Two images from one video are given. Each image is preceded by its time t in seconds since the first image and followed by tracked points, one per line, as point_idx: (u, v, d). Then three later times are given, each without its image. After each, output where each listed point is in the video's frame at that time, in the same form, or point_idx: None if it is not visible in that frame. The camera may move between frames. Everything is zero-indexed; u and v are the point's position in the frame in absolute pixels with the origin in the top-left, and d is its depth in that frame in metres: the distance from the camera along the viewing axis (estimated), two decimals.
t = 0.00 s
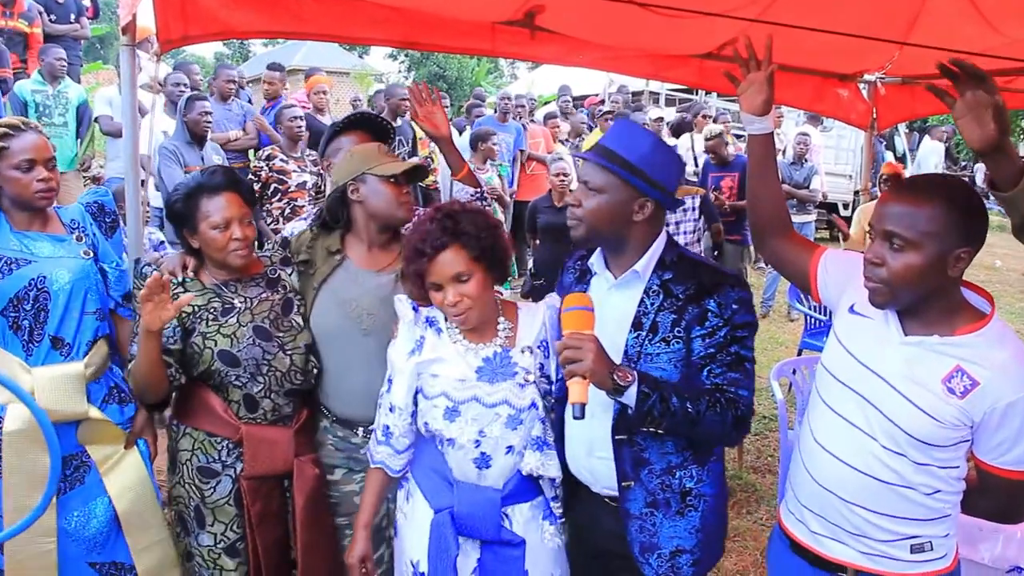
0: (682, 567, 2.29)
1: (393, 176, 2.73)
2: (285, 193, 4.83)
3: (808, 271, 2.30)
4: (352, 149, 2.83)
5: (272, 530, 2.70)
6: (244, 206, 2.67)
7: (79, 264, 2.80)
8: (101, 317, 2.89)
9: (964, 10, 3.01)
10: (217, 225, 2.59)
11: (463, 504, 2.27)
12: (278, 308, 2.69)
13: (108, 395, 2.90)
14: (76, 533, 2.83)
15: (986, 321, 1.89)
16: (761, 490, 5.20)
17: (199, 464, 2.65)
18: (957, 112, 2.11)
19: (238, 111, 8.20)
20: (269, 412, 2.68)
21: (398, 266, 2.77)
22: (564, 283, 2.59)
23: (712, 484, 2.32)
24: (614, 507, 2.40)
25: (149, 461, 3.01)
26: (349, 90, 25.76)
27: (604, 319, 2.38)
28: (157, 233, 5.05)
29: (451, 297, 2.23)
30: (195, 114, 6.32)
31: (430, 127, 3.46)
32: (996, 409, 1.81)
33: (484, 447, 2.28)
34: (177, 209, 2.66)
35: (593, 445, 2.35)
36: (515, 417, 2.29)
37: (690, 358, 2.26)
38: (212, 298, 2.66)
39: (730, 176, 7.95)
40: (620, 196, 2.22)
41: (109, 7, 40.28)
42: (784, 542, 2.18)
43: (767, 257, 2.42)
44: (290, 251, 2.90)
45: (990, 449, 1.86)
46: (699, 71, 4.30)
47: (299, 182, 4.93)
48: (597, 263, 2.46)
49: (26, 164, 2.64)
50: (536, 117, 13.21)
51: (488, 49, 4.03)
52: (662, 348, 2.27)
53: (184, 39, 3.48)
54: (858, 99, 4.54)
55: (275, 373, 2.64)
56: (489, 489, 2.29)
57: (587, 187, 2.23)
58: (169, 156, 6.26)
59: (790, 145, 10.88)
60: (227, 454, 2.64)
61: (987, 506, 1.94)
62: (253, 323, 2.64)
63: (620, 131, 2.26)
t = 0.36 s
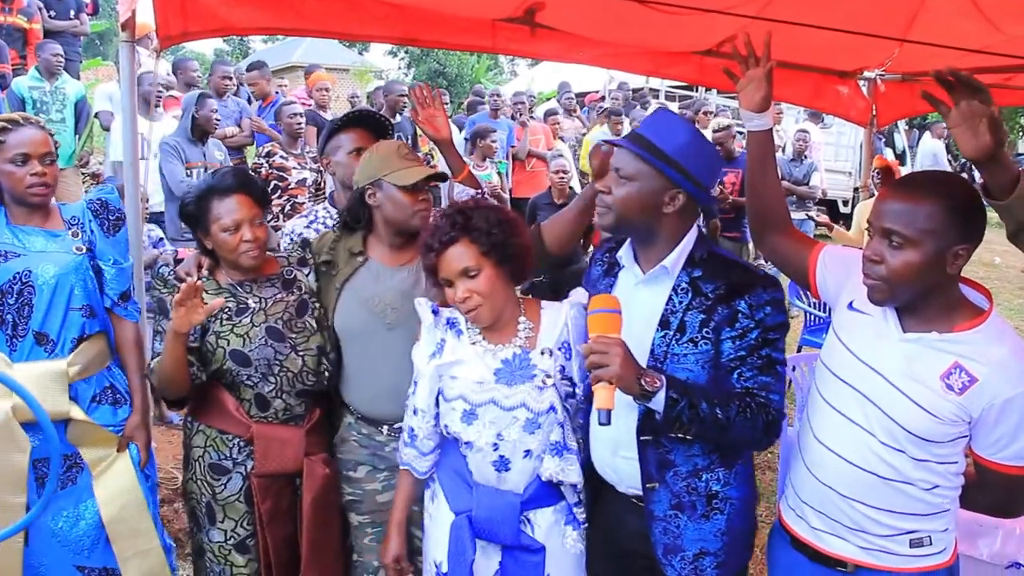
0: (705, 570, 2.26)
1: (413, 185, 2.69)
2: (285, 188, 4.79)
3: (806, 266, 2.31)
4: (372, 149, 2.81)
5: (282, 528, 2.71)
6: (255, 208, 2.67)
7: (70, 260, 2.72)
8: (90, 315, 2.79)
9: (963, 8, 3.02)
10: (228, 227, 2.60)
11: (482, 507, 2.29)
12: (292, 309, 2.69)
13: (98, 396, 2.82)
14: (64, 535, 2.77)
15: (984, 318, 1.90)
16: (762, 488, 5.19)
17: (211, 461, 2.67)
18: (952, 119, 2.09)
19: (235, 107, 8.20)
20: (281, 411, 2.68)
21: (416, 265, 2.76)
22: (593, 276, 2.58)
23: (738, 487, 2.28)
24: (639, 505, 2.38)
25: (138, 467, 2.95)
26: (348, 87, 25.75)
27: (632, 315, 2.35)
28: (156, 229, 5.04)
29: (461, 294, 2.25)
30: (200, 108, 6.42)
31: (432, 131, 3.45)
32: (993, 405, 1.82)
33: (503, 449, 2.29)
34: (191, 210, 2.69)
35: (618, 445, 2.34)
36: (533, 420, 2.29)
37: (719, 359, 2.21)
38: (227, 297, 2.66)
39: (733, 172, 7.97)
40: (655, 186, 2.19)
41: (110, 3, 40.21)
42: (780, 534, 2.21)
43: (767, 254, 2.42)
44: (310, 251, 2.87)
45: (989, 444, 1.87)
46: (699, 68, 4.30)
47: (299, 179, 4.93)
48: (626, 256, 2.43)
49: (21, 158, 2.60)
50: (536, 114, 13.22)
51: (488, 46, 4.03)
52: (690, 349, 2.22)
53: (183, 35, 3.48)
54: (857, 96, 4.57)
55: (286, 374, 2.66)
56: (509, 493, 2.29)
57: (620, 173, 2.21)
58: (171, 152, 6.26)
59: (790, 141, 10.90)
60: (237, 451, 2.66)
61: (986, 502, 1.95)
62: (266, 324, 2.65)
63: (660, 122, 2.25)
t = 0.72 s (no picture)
0: None
1: (414, 176, 2.75)
2: (284, 186, 4.79)
3: (805, 262, 2.31)
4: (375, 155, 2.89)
5: (283, 526, 2.72)
6: (261, 206, 2.66)
7: (67, 260, 2.72)
8: (85, 315, 2.78)
9: (962, 7, 3.02)
10: (232, 229, 2.62)
11: (482, 514, 2.30)
12: (303, 308, 2.70)
13: (92, 396, 2.80)
14: (51, 537, 2.77)
15: (982, 316, 1.91)
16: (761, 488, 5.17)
17: (214, 455, 2.67)
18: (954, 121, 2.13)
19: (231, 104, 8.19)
20: (285, 408, 2.68)
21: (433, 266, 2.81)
22: (610, 281, 2.53)
23: (757, 498, 2.20)
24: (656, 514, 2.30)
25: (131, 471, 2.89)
26: (346, 86, 25.74)
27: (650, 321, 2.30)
28: (154, 227, 5.03)
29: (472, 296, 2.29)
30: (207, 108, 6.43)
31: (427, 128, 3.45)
32: (990, 403, 1.83)
33: (505, 460, 2.29)
34: (199, 209, 2.69)
35: (633, 451, 2.26)
36: (536, 432, 2.28)
37: (739, 367, 2.15)
38: (239, 291, 2.67)
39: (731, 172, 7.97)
40: (676, 193, 2.17)
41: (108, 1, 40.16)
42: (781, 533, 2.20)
43: (768, 251, 2.43)
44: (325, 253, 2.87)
45: (985, 442, 1.88)
46: (697, 66, 4.31)
47: (298, 177, 4.91)
48: (645, 261, 2.39)
49: (19, 162, 2.60)
50: (534, 113, 13.22)
51: (486, 44, 4.03)
52: (709, 357, 2.17)
53: (181, 32, 3.49)
54: (855, 94, 4.57)
55: (292, 371, 2.66)
56: (510, 501, 2.30)
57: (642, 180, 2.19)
58: (175, 150, 6.26)
59: (788, 140, 10.91)
60: (241, 446, 2.66)
61: (982, 498, 1.96)
62: (276, 320, 2.65)
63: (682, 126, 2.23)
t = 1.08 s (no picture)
0: None
1: (413, 182, 2.76)
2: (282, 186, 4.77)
3: (802, 263, 2.31)
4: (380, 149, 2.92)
5: (279, 526, 2.71)
6: (252, 202, 2.65)
7: (78, 257, 2.78)
8: (97, 312, 2.82)
9: (959, 8, 3.02)
10: (219, 224, 2.60)
11: (474, 510, 2.33)
12: (296, 305, 2.71)
13: (103, 392, 2.84)
14: (67, 531, 2.79)
15: (978, 317, 1.91)
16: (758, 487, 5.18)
17: (208, 456, 2.65)
18: (959, 104, 2.20)
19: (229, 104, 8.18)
20: (280, 406, 2.68)
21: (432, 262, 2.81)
22: (607, 278, 2.51)
23: (754, 497, 2.20)
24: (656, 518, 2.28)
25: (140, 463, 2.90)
26: (344, 86, 25.73)
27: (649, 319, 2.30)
28: (151, 227, 5.02)
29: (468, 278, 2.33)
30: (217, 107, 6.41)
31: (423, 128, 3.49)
32: (987, 403, 1.84)
33: (494, 457, 2.32)
34: (195, 201, 2.68)
35: (632, 454, 2.25)
36: (523, 431, 2.30)
37: (740, 366, 2.14)
38: (232, 289, 2.66)
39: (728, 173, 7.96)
40: (679, 184, 2.17)
41: None
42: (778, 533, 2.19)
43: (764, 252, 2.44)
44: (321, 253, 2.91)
45: (981, 442, 1.88)
46: (695, 67, 4.32)
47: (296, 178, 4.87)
48: (642, 258, 2.39)
49: (31, 157, 2.67)
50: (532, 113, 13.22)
51: (484, 44, 4.03)
52: (710, 355, 2.16)
53: (180, 33, 3.47)
54: (853, 96, 4.59)
55: (286, 369, 2.66)
56: (501, 497, 2.31)
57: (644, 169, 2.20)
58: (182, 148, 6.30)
59: (786, 141, 10.92)
60: (235, 446, 2.65)
61: (977, 497, 1.97)
62: (269, 318, 2.65)
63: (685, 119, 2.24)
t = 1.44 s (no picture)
0: None
1: (408, 185, 2.78)
2: (279, 190, 4.79)
3: (799, 267, 2.32)
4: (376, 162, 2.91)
5: (271, 534, 2.70)
6: (241, 209, 2.63)
7: (89, 260, 2.81)
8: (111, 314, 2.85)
9: (954, 11, 3.04)
10: (206, 231, 2.59)
11: (467, 516, 2.35)
12: (287, 311, 2.72)
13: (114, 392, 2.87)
14: (77, 530, 2.79)
15: (973, 319, 1.92)
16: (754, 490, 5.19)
17: (199, 464, 2.64)
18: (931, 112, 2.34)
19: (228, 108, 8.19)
20: (273, 413, 2.68)
21: (428, 278, 2.87)
22: (590, 288, 2.54)
23: (749, 499, 2.22)
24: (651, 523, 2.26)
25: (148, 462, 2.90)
26: (340, 88, 25.73)
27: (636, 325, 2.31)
28: (149, 230, 5.03)
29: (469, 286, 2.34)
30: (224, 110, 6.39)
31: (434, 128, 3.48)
32: (982, 405, 1.84)
33: (487, 463, 2.33)
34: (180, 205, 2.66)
35: (625, 461, 2.23)
36: (517, 434, 2.32)
37: (730, 371, 2.18)
38: (221, 295, 2.64)
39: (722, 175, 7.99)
40: (661, 200, 2.19)
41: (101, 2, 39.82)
42: (773, 537, 2.21)
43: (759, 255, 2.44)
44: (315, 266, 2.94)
45: (977, 444, 1.89)
46: (692, 71, 4.33)
47: (293, 181, 4.90)
48: (627, 269, 2.40)
49: (43, 163, 2.67)
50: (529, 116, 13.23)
51: (481, 48, 4.04)
52: (700, 362, 2.18)
53: (177, 36, 3.48)
54: (849, 98, 4.58)
55: (281, 376, 2.66)
56: (495, 502, 2.34)
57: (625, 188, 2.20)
58: (191, 150, 6.21)
59: (782, 143, 10.95)
60: (228, 454, 2.64)
61: (973, 499, 1.97)
62: (261, 324, 2.65)
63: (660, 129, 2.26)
